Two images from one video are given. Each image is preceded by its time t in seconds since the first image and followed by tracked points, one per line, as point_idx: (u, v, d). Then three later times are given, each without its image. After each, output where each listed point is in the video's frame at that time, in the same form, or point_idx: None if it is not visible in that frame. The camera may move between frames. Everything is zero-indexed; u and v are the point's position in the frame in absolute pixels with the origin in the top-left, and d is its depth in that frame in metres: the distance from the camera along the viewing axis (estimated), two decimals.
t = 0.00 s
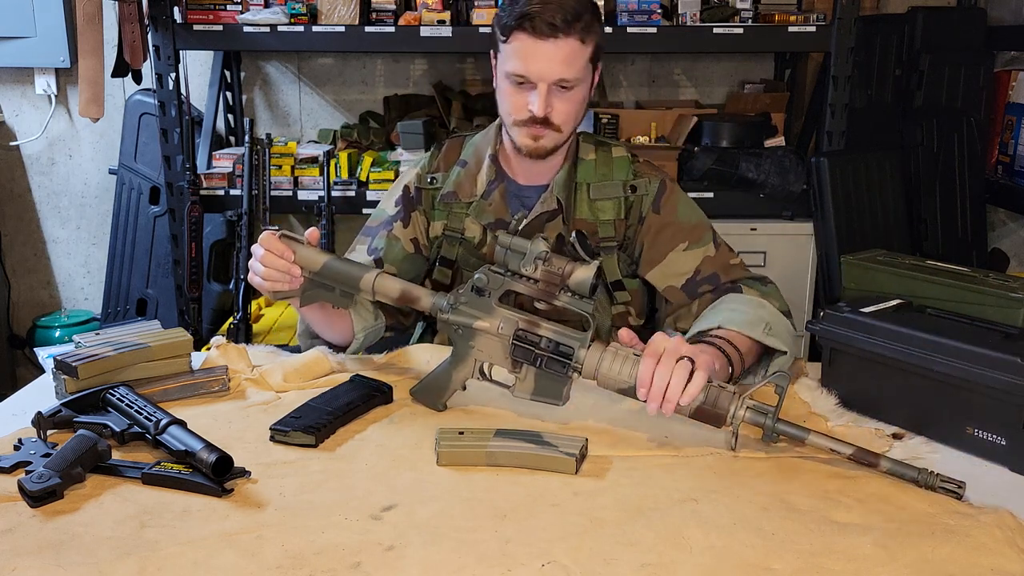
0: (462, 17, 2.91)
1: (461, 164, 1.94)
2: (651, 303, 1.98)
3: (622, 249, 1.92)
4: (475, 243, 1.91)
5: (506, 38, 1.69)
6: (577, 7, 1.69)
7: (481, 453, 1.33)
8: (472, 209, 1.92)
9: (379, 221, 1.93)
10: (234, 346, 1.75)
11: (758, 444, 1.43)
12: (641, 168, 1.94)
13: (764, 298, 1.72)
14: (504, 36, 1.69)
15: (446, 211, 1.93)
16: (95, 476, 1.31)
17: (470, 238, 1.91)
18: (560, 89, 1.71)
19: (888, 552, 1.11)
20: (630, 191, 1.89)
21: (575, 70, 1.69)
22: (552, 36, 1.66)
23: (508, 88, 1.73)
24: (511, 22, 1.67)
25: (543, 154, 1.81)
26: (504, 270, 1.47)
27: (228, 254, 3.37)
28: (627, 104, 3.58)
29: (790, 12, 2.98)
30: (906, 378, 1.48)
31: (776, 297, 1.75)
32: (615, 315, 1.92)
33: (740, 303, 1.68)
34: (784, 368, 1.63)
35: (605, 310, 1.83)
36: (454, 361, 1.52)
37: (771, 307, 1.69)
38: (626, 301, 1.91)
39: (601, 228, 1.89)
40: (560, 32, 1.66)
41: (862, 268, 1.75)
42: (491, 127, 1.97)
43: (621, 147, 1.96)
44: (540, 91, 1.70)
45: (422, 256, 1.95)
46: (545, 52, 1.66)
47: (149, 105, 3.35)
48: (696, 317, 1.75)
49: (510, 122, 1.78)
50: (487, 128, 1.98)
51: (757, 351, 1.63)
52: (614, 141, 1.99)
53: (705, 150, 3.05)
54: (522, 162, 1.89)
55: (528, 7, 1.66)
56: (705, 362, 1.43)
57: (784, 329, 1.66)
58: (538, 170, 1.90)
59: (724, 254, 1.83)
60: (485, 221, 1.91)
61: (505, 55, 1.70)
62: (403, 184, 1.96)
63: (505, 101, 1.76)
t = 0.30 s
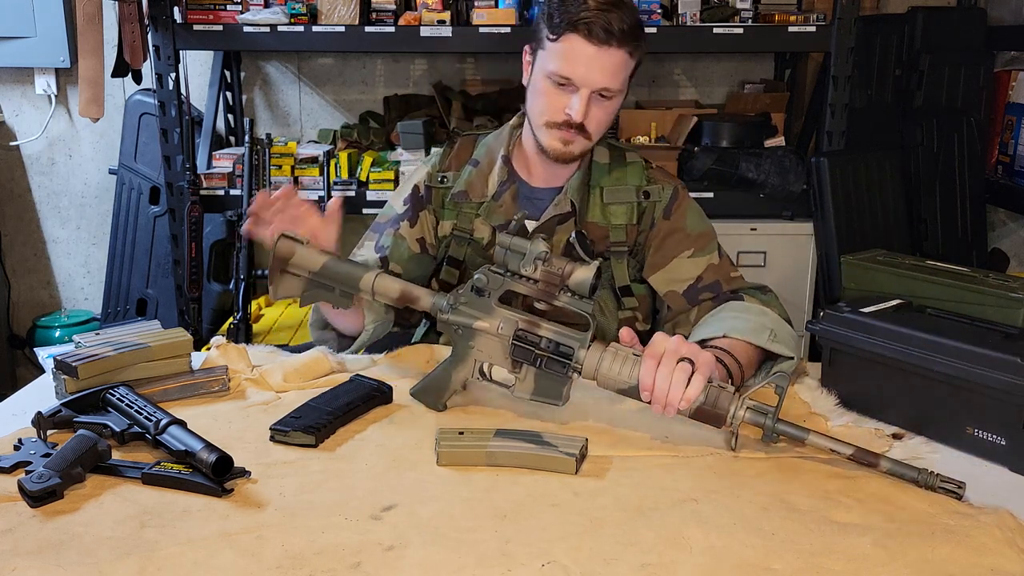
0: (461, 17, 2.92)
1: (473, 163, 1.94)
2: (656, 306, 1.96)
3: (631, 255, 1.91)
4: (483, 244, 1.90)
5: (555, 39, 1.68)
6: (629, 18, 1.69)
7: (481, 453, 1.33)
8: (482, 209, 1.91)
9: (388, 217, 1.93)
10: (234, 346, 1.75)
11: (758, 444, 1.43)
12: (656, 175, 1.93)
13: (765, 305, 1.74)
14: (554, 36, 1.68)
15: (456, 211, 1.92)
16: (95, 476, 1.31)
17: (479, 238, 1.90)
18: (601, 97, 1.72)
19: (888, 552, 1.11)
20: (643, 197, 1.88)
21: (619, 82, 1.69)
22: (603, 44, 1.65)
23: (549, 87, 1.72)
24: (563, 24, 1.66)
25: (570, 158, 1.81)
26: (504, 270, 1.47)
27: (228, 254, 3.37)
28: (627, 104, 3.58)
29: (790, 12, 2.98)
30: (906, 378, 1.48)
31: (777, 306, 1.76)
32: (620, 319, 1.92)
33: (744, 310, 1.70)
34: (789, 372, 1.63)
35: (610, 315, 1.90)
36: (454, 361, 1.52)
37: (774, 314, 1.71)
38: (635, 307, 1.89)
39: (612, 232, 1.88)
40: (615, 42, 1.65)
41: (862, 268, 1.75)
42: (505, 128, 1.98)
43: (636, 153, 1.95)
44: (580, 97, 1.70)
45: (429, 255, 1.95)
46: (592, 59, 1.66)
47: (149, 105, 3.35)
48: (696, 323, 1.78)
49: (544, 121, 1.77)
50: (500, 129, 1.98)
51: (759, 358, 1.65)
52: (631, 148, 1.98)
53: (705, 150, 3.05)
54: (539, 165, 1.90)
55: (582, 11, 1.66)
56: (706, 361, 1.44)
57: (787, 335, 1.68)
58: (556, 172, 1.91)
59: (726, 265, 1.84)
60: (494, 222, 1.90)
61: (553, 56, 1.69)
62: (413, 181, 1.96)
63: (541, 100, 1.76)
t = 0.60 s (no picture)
0: (461, 18, 2.92)
1: (484, 160, 1.94)
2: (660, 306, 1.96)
3: (638, 256, 1.91)
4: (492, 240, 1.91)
5: (547, 39, 1.69)
6: (620, 15, 1.70)
7: (481, 453, 1.33)
8: (492, 206, 1.91)
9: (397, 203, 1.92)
10: (234, 346, 1.75)
11: (758, 444, 1.42)
12: (663, 177, 1.93)
13: (768, 307, 1.74)
14: (546, 37, 1.69)
15: (467, 206, 1.93)
16: (95, 476, 1.31)
17: (488, 235, 1.91)
18: (598, 94, 1.71)
19: (888, 552, 1.11)
20: (651, 198, 1.87)
21: (614, 77, 1.69)
22: (595, 41, 1.66)
23: (545, 89, 1.73)
24: (554, 23, 1.67)
25: (571, 158, 1.81)
26: (504, 270, 1.47)
27: (228, 254, 3.37)
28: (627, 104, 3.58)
29: (790, 12, 2.98)
30: (906, 378, 1.48)
31: (779, 309, 1.76)
32: (626, 319, 1.89)
33: (748, 310, 1.70)
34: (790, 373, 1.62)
35: (615, 314, 1.88)
36: (454, 361, 1.51)
37: (777, 316, 1.71)
38: (641, 307, 1.89)
39: (619, 232, 1.87)
40: (605, 37, 1.66)
41: (862, 268, 1.75)
42: (515, 125, 1.97)
43: (643, 154, 1.95)
44: (577, 94, 1.70)
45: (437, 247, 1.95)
46: (586, 56, 1.66)
47: (149, 105, 3.35)
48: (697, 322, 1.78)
49: (544, 124, 1.77)
50: (512, 125, 1.97)
51: (761, 360, 1.65)
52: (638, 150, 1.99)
53: (705, 150, 3.05)
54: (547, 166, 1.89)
55: (572, 10, 1.67)
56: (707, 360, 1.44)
57: (789, 337, 1.68)
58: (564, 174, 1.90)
59: (730, 267, 1.84)
60: (504, 219, 1.90)
61: (547, 56, 1.69)
62: (422, 175, 1.94)
63: (539, 102, 1.76)
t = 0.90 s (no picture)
0: (461, 17, 2.92)
1: (482, 169, 1.90)
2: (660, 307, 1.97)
3: (639, 259, 1.90)
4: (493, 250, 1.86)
5: (530, 39, 1.70)
6: (602, 10, 1.71)
7: (481, 453, 1.33)
8: (493, 215, 1.87)
9: (407, 217, 1.88)
10: (234, 346, 1.75)
11: (758, 444, 1.42)
12: (661, 178, 1.93)
13: (768, 307, 1.74)
14: (530, 36, 1.70)
15: (467, 216, 1.88)
16: (95, 476, 1.31)
17: (488, 245, 1.86)
18: (587, 88, 1.71)
19: (888, 552, 1.11)
20: (649, 201, 1.86)
21: (602, 69, 1.69)
22: (579, 34, 1.66)
23: (534, 88, 1.72)
24: (536, 22, 1.68)
25: (567, 160, 1.78)
26: (503, 270, 1.47)
27: (228, 254, 3.37)
28: (627, 104, 3.58)
29: (790, 12, 2.98)
30: (906, 378, 1.48)
31: (779, 309, 1.77)
32: (627, 320, 1.87)
33: (750, 309, 1.71)
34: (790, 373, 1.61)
35: (616, 315, 1.85)
36: (454, 361, 1.51)
37: (776, 315, 1.72)
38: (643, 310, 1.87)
39: (620, 236, 1.85)
40: (588, 29, 1.67)
41: (861, 268, 1.75)
42: (512, 132, 1.94)
43: (640, 156, 1.93)
44: (566, 90, 1.70)
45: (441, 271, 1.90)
46: (572, 50, 1.67)
47: (149, 105, 3.35)
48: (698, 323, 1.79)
49: (536, 126, 1.76)
50: (508, 132, 1.95)
51: (760, 360, 1.65)
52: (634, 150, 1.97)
53: (705, 150, 3.05)
54: (544, 171, 1.88)
55: (553, 7, 1.68)
56: (707, 360, 1.44)
57: (789, 337, 1.69)
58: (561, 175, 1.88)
59: (729, 267, 1.85)
60: (505, 227, 1.86)
61: (532, 55, 1.70)
62: (425, 187, 1.90)
63: (529, 104, 1.75)
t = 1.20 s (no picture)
0: (461, 17, 2.92)
1: (470, 178, 1.90)
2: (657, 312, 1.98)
3: (632, 263, 1.91)
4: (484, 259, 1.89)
5: (509, 49, 1.70)
6: (580, 13, 1.70)
7: (481, 453, 1.33)
8: (483, 225, 1.88)
9: (393, 231, 1.88)
10: (234, 346, 1.75)
11: (758, 444, 1.43)
12: (652, 181, 1.92)
13: (767, 307, 1.75)
14: (508, 46, 1.70)
15: (457, 226, 1.89)
16: (95, 476, 1.31)
17: (480, 254, 1.88)
18: (570, 95, 1.70)
19: (888, 552, 1.11)
20: (641, 206, 1.87)
21: (583, 75, 1.69)
22: (557, 41, 1.66)
23: (516, 99, 1.72)
24: (513, 30, 1.68)
25: (556, 168, 1.79)
26: (503, 271, 1.47)
27: (228, 254, 3.37)
28: (627, 105, 3.58)
29: (790, 12, 2.98)
30: (906, 378, 1.48)
31: (779, 308, 1.77)
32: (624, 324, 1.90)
33: (750, 309, 1.71)
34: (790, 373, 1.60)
35: (611, 321, 1.89)
36: (454, 362, 1.51)
37: (776, 315, 1.72)
38: (638, 315, 1.86)
39: (612, 243, 1.86)
40: (566, 35, 1.66)
41: (861, 268, 1.75)
42: (500, 138, 1.93)
43: (631, 159, 1.94)
44: (549, 99, 1.70)
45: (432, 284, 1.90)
46: (551, 58, 1.67)
47: (149, 105, 3.35)
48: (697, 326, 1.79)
49: (522, 136, 1.76)
50: (496, 138, 1.94)
51: (761, 360, 1.65)
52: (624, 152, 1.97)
53: (705, 150, 3.05)
54: (533, 180, 1.88)
55: (529, 15, 1.68)
56: (707, 360, 1.44)
57: (789, 338, 1.69)
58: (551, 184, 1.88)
59: (726, 268, 1.86)
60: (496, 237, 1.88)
61: (512, 66, 1.69)
62: (412, 199, 1.90)
63: (513, 115, 1.75)
